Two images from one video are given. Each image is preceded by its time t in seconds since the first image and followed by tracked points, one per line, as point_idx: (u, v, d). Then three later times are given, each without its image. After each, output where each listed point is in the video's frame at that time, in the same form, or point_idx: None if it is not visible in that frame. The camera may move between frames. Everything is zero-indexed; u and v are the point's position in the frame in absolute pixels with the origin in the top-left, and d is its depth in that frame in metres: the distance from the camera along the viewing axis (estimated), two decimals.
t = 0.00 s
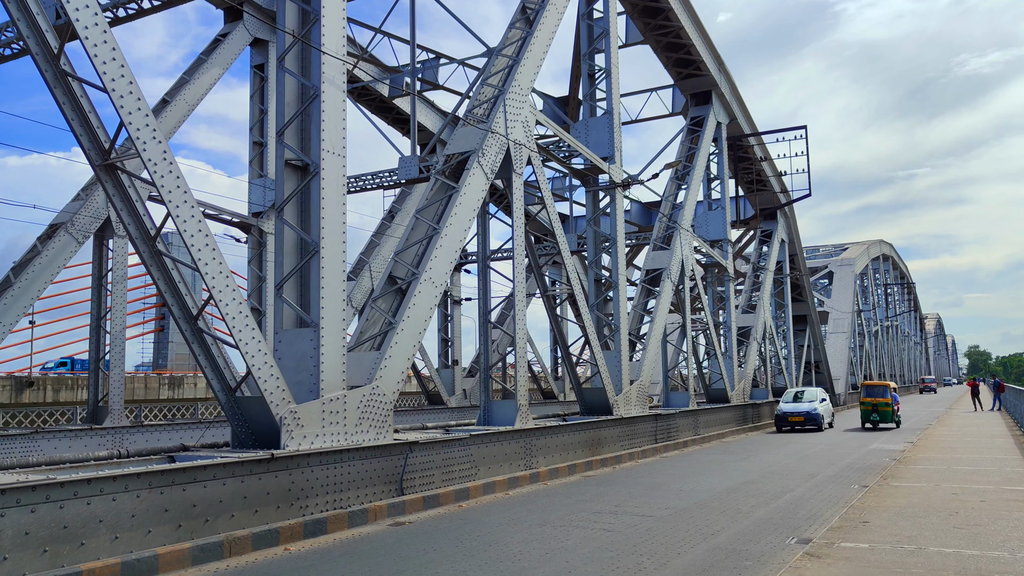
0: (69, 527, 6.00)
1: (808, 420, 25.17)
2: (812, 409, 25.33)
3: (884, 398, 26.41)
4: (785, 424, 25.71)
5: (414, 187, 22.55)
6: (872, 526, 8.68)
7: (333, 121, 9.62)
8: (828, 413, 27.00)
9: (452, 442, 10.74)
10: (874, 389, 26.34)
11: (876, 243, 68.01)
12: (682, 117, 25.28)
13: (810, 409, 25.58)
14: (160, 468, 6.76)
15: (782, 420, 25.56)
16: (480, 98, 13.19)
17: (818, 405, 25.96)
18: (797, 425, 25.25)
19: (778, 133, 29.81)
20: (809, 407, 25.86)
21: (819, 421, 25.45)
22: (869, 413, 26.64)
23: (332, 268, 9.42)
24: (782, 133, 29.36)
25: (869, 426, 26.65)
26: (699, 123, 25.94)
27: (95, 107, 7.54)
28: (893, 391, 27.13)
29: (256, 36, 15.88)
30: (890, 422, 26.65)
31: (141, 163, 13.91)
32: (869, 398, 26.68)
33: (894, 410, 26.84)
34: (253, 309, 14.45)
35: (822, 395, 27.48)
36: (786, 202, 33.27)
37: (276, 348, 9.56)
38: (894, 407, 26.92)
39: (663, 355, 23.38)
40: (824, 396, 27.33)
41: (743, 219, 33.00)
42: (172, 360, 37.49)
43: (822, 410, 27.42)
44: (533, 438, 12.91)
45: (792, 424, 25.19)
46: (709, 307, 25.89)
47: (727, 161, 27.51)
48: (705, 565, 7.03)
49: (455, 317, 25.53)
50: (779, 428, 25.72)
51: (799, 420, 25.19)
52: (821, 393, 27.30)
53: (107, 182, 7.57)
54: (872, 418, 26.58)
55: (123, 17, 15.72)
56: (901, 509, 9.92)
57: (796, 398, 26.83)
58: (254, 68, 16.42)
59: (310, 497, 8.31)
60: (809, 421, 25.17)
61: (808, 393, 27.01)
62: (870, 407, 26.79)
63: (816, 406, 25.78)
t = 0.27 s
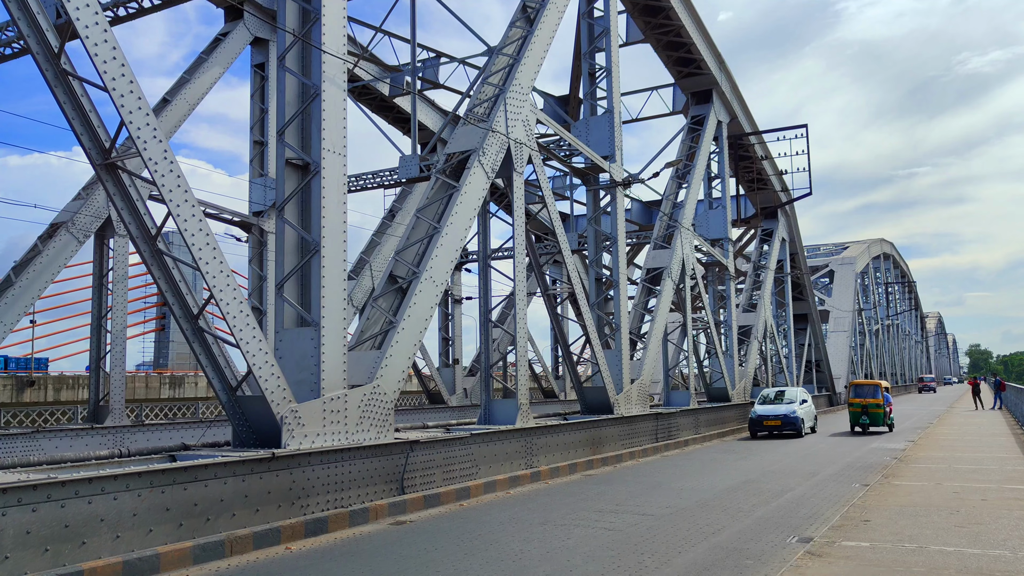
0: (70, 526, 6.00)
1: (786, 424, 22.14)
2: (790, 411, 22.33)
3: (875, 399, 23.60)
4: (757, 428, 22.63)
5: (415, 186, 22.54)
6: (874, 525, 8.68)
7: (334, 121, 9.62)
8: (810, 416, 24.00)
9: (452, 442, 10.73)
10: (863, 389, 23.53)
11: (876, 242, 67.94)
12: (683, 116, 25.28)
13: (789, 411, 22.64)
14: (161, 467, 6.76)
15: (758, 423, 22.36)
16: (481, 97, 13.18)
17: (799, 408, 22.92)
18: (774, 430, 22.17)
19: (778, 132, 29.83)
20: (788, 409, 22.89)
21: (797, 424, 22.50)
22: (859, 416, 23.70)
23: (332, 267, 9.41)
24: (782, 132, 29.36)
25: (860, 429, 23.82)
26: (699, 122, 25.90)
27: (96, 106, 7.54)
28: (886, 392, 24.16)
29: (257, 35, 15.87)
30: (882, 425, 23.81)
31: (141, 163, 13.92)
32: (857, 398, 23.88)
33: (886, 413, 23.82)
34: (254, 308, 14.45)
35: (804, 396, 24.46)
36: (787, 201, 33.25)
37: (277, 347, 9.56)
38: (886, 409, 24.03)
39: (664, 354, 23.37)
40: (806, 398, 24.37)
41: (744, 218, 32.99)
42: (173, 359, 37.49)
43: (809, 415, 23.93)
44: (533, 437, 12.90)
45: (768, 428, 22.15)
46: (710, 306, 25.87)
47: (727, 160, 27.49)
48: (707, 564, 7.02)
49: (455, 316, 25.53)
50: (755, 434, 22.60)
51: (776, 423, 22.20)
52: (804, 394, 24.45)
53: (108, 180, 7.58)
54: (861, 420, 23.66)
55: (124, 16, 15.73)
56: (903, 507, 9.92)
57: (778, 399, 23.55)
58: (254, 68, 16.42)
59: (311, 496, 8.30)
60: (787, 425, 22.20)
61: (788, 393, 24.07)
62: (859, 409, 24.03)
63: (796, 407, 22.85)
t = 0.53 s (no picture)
0: (72, 525, 6.00)
1: (757, 432, 18.88)
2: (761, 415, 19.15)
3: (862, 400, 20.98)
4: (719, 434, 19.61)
5: (416, 184, 22.53)
6: (875, 523, 8.68)
7: (334, 119, 9.61)
8: (785, 422, 20.67)
9: (453, 440, 10.73)
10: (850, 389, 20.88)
11: (878, 241, 67.86)
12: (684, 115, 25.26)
13: (761, 415, 19.36)
14: (163, 466, 6.77)
15: (723, 429, 19.24)
16: (482, 95, 13.17)
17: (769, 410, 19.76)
18: (742, 439, 18.92)
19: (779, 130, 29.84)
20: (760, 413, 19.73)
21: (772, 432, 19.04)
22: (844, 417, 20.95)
23: (333, 266, 9.41)
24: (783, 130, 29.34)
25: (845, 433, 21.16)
26: (700, 120, 25.86)
27: (96, 105, 7.54)
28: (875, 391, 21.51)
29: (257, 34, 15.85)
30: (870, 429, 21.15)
31: (142, 162, 13.93)
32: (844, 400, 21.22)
33: (875, 414, 21.19)
34: (255, 307, 14.45)
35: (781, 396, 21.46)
36: (788, 199, 33.23)
37: (278, 346, 9.56)
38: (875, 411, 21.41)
39: (665, 353, 23.35)
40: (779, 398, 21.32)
41: (745, 216, 32.98)
42: (174, 358, 37.52)
43: (783, 419, 20.58)
44: (534, 436, 12.90)
45: (736, 436, 18.94)
46: (711, 305, 25.85)
47: (728, 158, 27.46)
48: (708, 562, 7.01)
49: (456, 315, 25.52)
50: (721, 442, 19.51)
51: (746, 429, 18.93)
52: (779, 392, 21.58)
53: (109, 180, 7.57)
54: (846, 423, 20.79)
55: (124, 15, 15.73)
56: (904, 506, 9.91)
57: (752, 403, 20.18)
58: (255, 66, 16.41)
59: (312, 495, 8.31)
60: (758, 431, 18.90)
61: (758, 392, 21.02)
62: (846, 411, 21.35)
63: (768, 412, 19.56)
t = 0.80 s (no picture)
0: (73, 524, 6.01)
1: (715, 442, 15.92)
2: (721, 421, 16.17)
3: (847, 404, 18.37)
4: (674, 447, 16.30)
5: (417, 183, 22.53)
6: (876, 523, 8.67)
7: (336, 119, 9.62)
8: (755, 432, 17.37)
9: (455, 439, 10.74)
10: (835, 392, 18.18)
11: (879, 240, 67.84)
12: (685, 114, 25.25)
13: (720, 423, 16.26)
14: (165, 465, 6.77)
15: (676, 440, 16.14)
16: (483, 95, 13.17)
17: (731, 417, 16.72)
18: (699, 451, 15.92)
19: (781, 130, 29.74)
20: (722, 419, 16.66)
21: (732, 443, 16.12)
22: (827, 423, 18.33)
23: (335, 265, 9.42)
24: (784, 129, 29.26)
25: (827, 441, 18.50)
26: (701, 119, 25.87)
27: (98, 105, 7.54)
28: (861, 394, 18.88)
29: (258, 34, 15.85)
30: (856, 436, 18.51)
31: (144, 162, 13.95)
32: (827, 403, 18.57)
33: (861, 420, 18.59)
34: (257, 306, 14.45)
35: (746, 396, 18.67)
36: (790, 198, 33.21)
37: (279, 345, 9.57)
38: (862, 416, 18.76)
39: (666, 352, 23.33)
40: (749, 402, 18.10)
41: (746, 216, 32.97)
42: (176, 357, 37.62)
43: (750, 429, 17.34)
44: (536, 435, 12.91)
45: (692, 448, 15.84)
46: (713, 304, 25.84)
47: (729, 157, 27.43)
48: (709, 562, 7.01)
49: (458, 314, 25.53)
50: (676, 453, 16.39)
51: (701, 440, 15.92)
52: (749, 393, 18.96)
53: (110, 179, 7.58)
54: (829, 430, 18.12)
55: (126, 15, 15.74)
56: (905, 505, 9.91)
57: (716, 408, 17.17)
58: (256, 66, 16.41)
59: (314, 494, 8.32)
60: (716, 441, 15.98)
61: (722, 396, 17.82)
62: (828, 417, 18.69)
63: (731, 419, 16.45)
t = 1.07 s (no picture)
0: (76, 524, 6.02)
1: (653, 458, 12.49)
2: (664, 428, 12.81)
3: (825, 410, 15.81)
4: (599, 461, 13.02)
5: (419, 183, 22.53)
6: (878, 522, 8.66)
7: (337, 118, 9.62)
8: (709, 443, 14.05)
9: (456, 439, 10.74)
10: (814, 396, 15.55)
11: (881, 238, 67.84)
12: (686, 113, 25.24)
13: (661, 433, 12.80)
14: (167, 465, 6.78)
15: (606, 455, 12.82)
16: (484, 94, 13.16)
17: (679, 428, 13.11)
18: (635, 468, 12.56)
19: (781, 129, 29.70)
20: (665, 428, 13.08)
21: (674, 459, 12.56)
22: (803, 429, 15.91)
23: (336, 265, 9.42)
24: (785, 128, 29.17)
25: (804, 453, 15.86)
26: (703, 118, 25.95)
27: (100, 105, 7.55)
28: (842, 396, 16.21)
29: (259, 33, 15.85)
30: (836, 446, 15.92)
31: (146, 161, 13.96)
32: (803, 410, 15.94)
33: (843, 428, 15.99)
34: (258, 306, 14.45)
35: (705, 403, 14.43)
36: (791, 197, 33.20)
37: (281, 345, 9.57)
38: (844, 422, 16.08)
39: (668, 351, 23.32)
40: (704, 407, 14.63)
41: (748, 215, 32.95)
42: (178, 357, 37.74)
43: (700, 440, 13.80)
44: (537, 434, 12.91)
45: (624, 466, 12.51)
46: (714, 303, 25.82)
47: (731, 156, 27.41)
48: (710, 561, 7.00)
49: (459, 314, 25.54)
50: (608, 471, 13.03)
51: (637, 455, 12.58)
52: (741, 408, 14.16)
53: (112, 179, 7.59)
54: (804, 439, 15.67)
55: (127, 15, 15.75)
56: (907, 504, 9.90)
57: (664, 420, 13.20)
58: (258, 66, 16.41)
59: (316, 493, 8.32)
60: (655, 458, 12.56)
61: (673, 402, 13.98)
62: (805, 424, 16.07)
63: (675, 428, 12.99)
